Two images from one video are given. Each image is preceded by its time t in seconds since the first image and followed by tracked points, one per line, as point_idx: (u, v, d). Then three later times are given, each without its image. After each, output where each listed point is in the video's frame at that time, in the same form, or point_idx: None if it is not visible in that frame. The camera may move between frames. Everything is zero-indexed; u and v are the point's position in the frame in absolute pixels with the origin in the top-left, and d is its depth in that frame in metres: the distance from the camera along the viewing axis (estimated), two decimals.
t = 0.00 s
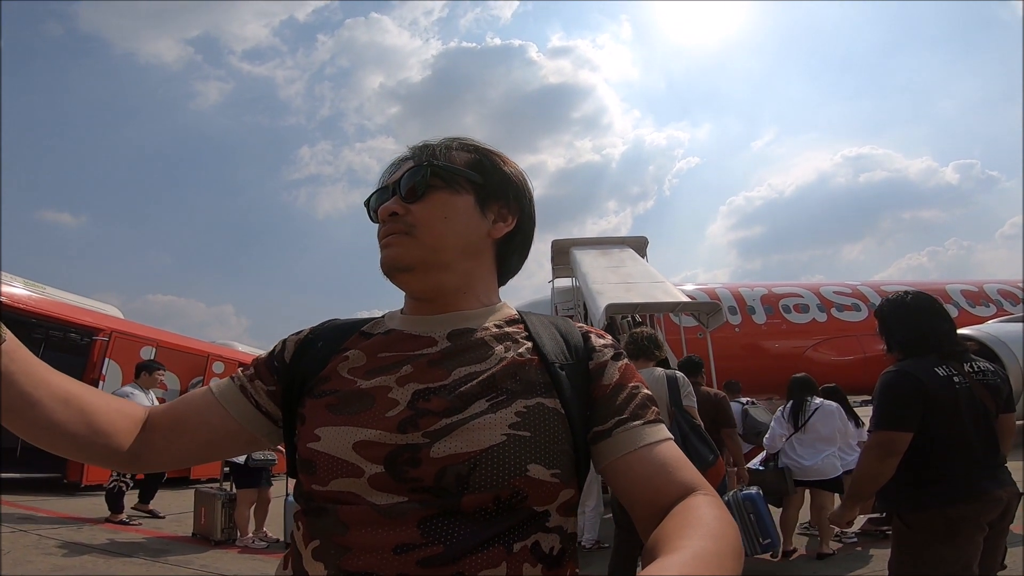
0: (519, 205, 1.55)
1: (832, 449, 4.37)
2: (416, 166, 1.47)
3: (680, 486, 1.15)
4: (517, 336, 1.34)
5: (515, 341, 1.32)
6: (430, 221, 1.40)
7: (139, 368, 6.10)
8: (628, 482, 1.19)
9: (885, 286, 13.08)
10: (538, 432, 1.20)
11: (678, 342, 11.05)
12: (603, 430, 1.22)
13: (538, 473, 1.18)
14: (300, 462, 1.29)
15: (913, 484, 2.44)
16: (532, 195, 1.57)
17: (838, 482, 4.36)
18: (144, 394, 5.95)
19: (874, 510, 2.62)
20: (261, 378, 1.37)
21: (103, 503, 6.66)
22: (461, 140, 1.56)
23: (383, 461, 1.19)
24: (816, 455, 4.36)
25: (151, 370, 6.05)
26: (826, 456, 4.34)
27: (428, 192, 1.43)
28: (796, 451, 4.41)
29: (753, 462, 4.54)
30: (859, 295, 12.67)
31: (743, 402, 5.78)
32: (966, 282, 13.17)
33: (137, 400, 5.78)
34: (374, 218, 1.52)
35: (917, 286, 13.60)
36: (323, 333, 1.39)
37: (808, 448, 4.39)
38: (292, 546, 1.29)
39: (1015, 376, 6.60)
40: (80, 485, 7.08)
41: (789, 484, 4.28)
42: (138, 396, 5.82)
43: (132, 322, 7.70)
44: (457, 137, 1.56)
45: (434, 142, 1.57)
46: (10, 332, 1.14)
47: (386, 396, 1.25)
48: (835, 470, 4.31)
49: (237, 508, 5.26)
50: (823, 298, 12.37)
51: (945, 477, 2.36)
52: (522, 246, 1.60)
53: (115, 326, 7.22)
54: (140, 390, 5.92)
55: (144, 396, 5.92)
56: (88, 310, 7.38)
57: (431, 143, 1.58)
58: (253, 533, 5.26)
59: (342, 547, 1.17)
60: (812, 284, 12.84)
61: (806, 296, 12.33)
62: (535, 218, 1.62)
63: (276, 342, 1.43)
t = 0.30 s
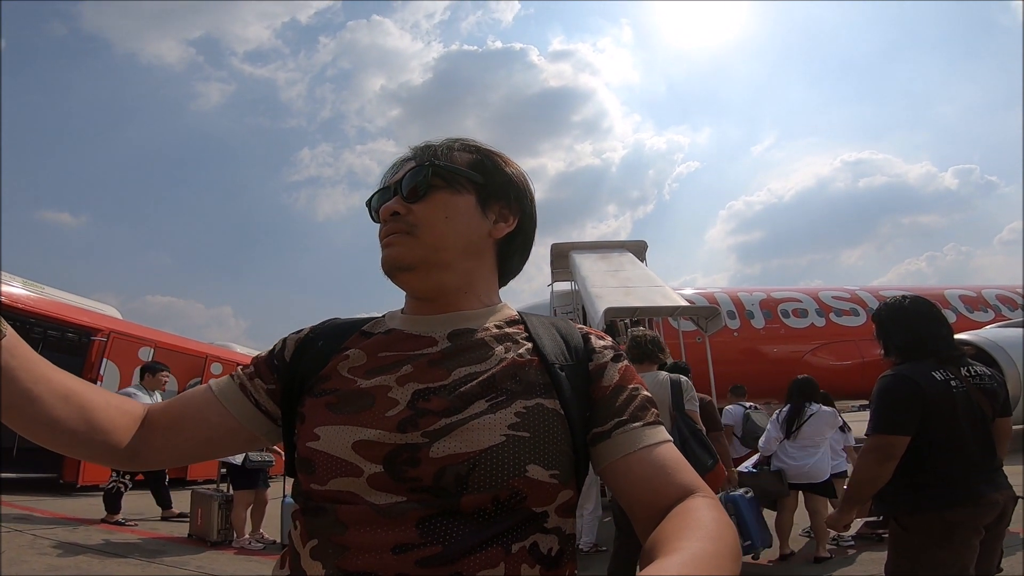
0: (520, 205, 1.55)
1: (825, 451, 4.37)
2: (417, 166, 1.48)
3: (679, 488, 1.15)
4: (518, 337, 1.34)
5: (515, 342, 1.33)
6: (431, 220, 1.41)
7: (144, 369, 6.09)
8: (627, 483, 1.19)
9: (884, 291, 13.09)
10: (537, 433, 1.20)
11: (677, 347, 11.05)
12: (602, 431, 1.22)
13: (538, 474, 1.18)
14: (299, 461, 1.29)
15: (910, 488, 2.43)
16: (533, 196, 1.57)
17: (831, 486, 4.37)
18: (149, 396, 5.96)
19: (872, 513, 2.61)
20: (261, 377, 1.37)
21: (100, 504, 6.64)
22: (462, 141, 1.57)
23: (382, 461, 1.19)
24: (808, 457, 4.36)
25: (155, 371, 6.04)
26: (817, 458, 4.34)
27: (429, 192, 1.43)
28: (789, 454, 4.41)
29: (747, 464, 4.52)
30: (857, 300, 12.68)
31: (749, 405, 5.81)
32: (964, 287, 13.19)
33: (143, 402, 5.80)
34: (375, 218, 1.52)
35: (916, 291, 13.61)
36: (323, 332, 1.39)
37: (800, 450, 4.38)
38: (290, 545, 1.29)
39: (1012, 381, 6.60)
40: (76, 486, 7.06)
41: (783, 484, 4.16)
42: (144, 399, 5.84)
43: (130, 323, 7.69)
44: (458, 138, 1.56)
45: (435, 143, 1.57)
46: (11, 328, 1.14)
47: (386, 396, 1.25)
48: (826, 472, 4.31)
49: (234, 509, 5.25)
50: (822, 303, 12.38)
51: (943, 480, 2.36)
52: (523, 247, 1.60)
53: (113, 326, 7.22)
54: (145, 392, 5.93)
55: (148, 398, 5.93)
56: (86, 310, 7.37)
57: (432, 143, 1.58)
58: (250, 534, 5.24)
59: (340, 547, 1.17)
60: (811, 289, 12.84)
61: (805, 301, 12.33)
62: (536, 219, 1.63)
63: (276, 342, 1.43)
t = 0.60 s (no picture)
0: (520, 205, 1.55)
1: (825, 457, 4.37)
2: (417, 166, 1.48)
3: (678, 488, 1.15)
4: (517, 337, 1.34)
5: (515, 342, 1.33)
6: (431, 220, 1.41)
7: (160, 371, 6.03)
8: (626, 484, 1.19)
9: (883, 295, 13.09)
10: (537, 433, 1.20)
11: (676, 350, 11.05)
12: (601, 432, 1.22)
13: (536, 474, 1.18)
14: (297, 460, 1.29)
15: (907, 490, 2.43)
16: (533, 196, 1.58)
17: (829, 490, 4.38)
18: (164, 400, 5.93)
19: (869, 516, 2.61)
20: (259, 376, 1.37)
21: (96, 504, 6.65)
22: (462, 141, 1.57)
23: (381, 460, 1.19)
24: (807, 461, 4.34)
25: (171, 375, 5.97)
26: (817, 463, 4.33)
27: (430, 191, 1.44)
28: (788, 457, 4.38)
29: (745, 466, 4.49)
30: (857, 304, 12.68)
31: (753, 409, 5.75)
32: (964, 291, 13.20)
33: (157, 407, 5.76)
34: (375, 218, 1.53)
35: (915, 296, 13.60)
36: (322, 331, 1.39)
37: (800, 454, 4.37)
38: (286, 545, 1.29)
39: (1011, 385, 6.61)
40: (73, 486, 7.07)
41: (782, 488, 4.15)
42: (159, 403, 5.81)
43: (130, 323, 7.71)
44: (458, 138, 1.57)
45: (435, 143, 1.57)
46: (8, 326, 1.14)
47: (385, 395, 1.25)
48: (824, 477, 4.31)
49: (231, 510, 5.24)
50: (822, 307, 12.38)
51: (940, 482, 2.37)
52: (523, 247, 1.60)
53: (112, 326, 7.25)
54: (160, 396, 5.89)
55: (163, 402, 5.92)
56: (86, 311, 7.39)
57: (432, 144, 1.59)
58: (247, 535, 5.24)
59: (338, 546, 1.16)
60: (811, 293, 12.85)
61: (804, 305, 12.33)
62: (536, 219, 1.63)
63: (274, 341, 1.43)
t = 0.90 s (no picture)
0: (523, 205, 1.56)
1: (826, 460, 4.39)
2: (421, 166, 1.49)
3: (680, 489, 1.15)
4: (520, 336, 1.34)
5: (518, 341, 1.33)
6: (435, 220, 1.42)
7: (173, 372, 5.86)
8: (628, 484, 1.19)
9: (882, 300, 13.10)
10: (540, 432, 1.20)
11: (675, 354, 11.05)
12: (604, 432, 1.22)
13: (539, 473, 1.18)
14: (299, 459, 1.29)
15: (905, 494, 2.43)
16: (536, 197, 1.58)
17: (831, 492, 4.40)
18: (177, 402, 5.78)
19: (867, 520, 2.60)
20: (262, 375, 1.37)
21: (93, 504, 6.65)
22: (466, 142, 1.57)
23: (383, 459, 1.19)
24: (809, 464, 4.35)
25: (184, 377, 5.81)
26: (819, 465, 4.34)
27: (434, 191, 1.44)
28: (791, 460, 4.35)
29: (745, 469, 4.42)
30: (856, 308, 12.68)
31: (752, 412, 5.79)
32: (963, 296, 13.20)
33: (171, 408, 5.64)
34: (378, 218, 1.53)
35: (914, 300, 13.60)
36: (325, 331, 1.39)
37: (802, 456, 4.36)
38: (289, 545, 1.29)
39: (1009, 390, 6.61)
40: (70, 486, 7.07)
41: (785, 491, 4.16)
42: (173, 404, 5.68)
43: (129, 323, 7.73)
44: (462, 139, 1.57)
45: (439, 144, 1.58)
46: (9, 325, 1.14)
47: (387, 394, 1.25)
48: (825, 479, 4.32)
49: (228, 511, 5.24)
50: (821, 311, 12.38)
51: (940, 487, 2.36)
52: (526, 247, 1.60)
53: (112, 326, 7.27)
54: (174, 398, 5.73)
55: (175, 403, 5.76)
56: (85, 311, 7.41)
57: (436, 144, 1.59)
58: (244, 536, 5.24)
59: (340, 545, 1.16)
60: (810, 297, 12.86)
61: (803, 309, 12.33)
62: (540, 219, 1.63)
63: (276, 340, 1.43)
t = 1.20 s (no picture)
0: (536, 204, 1.55)
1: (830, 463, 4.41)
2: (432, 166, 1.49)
3: (695, 488, 1.15)
4: (535, 335, 1.34)
5: (533, 339, 1.33)
6: (447, 219, 1.41)
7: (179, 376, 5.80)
8: (643, 483, 1.19)
9: (877, 305, 13.16)
10: (556, 430, 1.20)
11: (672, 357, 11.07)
12: (619, 430, 1.22)
13: (555, 470, 1.17)
14: (313, 456, 1.29)
15: (904, 495, 2.43)
16: (548, 196, 1.58)
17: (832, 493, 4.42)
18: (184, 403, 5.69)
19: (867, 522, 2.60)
20: (277, 373, 1.36)
21: (86, 505, 6.61)
22: (478, 142, 1.57)
23: (397, 455, 1.18)
24: (814, 468, 4.37)
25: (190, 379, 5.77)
26: (824, 468, 4.37)
27: (446, 191, 1.44)
28: (798, 465, 4.37)
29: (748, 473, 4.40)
30: (851, 313, 12.74)
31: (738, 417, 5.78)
32: (957, 302, 13.28)
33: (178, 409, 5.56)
34: (391, 218, 1.53)
35: (909, 305, 13.67)
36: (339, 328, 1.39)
37: (807, 460, 4.38)
38: (302, 542, 1.28)
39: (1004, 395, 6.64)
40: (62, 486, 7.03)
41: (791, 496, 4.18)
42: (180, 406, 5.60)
43: (125, 323, 7.71)
44: (473, 139, 1.57)
45: (450, 144, 1.58)
46: (26, 323, 1.13)
47: (402, 390, 1.25)
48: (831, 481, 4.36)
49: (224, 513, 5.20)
50: (816, 316, 12.43)
51: (937, 488, 2.37)
52: (538, 246, 1.60)
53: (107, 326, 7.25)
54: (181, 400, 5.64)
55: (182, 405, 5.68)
56: (81, 310, 7.39)
57: (447, 145, 1.59)
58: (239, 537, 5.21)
59: (354, 542, 1.15)
60: (805, 302, 12.91)
61: (799, 313, 12.37)
62: (552, 218, 1.63)
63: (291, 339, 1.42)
